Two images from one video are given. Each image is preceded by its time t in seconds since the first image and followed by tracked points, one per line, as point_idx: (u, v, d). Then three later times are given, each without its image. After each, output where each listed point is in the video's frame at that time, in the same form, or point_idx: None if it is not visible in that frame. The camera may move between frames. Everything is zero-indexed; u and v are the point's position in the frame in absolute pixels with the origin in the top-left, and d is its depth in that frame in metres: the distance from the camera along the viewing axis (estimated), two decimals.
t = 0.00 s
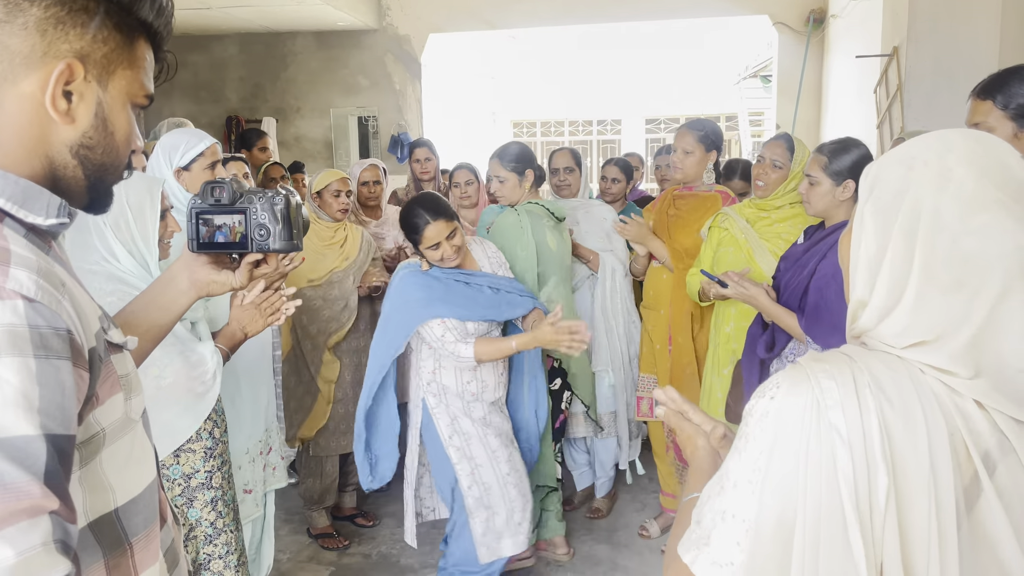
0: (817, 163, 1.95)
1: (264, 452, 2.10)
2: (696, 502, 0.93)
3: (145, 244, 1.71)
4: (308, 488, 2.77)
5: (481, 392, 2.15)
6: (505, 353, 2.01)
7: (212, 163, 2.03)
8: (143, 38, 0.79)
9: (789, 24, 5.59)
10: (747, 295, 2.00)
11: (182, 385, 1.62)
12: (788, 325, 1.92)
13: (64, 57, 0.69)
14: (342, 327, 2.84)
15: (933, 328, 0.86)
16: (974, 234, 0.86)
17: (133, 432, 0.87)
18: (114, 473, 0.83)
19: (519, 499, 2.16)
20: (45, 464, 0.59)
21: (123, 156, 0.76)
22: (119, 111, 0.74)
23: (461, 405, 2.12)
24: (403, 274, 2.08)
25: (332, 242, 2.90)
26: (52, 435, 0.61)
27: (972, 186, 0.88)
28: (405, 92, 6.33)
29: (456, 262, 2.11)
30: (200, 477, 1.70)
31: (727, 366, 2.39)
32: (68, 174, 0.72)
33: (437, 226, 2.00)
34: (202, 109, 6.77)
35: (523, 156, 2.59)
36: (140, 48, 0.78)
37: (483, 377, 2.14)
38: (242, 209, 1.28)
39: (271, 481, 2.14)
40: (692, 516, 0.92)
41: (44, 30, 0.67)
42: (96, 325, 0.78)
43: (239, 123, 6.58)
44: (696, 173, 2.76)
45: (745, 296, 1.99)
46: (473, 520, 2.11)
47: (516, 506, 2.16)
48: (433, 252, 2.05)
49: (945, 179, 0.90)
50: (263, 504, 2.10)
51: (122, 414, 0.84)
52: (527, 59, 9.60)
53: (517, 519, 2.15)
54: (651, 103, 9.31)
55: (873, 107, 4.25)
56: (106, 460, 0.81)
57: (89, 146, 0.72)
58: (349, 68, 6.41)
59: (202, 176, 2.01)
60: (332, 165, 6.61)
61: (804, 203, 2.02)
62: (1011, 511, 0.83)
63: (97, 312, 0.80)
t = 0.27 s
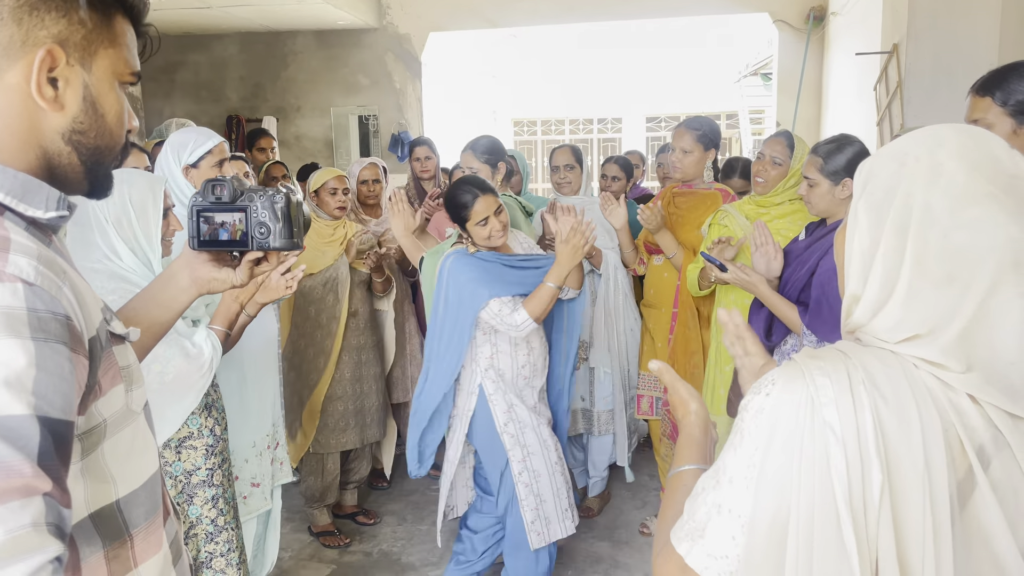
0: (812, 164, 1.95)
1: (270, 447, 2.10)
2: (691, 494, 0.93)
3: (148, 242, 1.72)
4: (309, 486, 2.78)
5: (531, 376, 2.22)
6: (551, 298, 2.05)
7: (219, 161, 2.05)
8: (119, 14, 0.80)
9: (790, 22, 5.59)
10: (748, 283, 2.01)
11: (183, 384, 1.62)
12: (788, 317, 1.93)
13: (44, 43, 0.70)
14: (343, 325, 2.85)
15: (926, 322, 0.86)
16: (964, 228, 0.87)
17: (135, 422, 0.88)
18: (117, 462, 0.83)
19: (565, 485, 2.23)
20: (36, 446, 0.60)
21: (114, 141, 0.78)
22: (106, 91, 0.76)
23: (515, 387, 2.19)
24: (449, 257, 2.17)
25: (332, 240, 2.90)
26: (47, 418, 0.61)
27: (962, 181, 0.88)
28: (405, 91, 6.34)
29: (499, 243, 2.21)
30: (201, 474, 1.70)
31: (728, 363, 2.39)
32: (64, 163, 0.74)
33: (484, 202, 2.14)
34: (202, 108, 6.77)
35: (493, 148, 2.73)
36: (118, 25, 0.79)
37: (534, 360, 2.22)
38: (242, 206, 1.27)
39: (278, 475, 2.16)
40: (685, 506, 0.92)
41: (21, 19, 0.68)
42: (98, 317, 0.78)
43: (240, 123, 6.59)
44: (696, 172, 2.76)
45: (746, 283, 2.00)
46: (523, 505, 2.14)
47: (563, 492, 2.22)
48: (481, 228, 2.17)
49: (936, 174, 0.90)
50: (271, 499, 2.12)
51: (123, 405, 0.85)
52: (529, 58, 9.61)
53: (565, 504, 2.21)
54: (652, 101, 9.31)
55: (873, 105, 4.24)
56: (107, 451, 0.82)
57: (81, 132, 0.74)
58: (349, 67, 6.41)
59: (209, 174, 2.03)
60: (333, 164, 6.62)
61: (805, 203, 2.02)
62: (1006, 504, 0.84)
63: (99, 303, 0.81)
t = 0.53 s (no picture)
0: (810, 167, 1.96)
1: (277, 444, 2.11)
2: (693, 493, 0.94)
3: (148, 243, 1.72)
4: (309, 485, 2.78)
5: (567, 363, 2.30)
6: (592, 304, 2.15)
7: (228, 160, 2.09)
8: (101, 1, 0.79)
9: (789, 20, 5.59)
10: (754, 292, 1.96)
11: (184, 384, 1.63)
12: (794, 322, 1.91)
13: (34, 35, 0.71)
14: (346, 324, 2.86)
15: (926, 321, 0.87)
16: (970, 229, 0.87)
17: (141, 421, 0.88)
18: (122, 460, 0.84)
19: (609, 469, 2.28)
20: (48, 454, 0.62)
21: (111, 128, 0.80)
22: (98, 76, 0.77)
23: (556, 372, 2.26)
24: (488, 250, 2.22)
25: (332, 240, 2.91)
26: (58, 425, 0.63)
27: (973, 181, 0.89)
28: (405, 90, 6.34)
29: (531, 235, 2.26)
30: (203, 474, 1.70)
31: (730, 362, 2.39)
32: (66, 155, 0.76)
33: (518, 193, 2.20)
34: (202, 108, 6.77)
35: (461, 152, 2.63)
36: (100, 11, 0.78)
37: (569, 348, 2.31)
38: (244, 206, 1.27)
39: (285, 473, 2.16)
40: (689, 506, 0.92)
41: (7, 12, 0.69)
42: (103, 316, 0.79)
43: (239, 123, 6.58)
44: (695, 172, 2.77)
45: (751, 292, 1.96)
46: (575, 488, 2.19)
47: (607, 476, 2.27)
48: (515, 220, 2.22)
49: (946, 174, 0.90)
50: (278, 496, 2.12)
51: (128, 404, 0.85)
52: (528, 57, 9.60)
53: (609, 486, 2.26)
54: (652, 100, 9.31)
55: (872, 103, 4.25)
56: (112, 449, 0.82)
57: (80, 121, 0.75)
58: (348, 67, 6.41)
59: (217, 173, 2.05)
60: (333, 163, 6.62)
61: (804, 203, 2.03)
62: (1005, 503, 0.84)
63: (103, 302, 0.81)
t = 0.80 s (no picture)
0: (803, 168, 1.97)
1: (284, 441, 2.12)
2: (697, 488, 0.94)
3: (150, 243, 1.72)
4: (311, 484, 2.79)
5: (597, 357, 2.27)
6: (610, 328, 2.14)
7: (236, 161, 2.15)
8: None
9: (788, 20, 5.60)
10: (755, 280, 2.00)
11: (186, 385, 1.62)
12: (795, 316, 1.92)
13: (24, 29, 0.71)
14: (349, 323, 2.88)
15: (932, 318, 0.87)
16: (975, 227, 0.88)
17: (143, 427, 0.89)
18: (125, 468, 0.84)
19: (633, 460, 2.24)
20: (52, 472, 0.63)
21: (105, 117, 0.80)
22: (89, 65, 0.77)
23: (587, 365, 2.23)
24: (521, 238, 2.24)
25: (333, 241, 2.91)
26: (62, 439, 0.64)
27: (976, 178, 0.89)
28: (404, 90, 6.34)
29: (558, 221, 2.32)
30: (204, 474, 1.71)
31: (730, 361, 2.40)
32: (68, 149, 0.77)
33: (538, 182, 2.28)
34: (201, 109, 6.77)
35: (434, 148, 2.48)
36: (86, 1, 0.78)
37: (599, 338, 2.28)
38: (245, 206, 1.28)
39: (292, 470, 2.17)
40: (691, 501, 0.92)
41: None
42: (110, 322, 0.79)
43: (238, 123, 6.58)
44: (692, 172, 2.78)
45: (752, 280, 2.00)
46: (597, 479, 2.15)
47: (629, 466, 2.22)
48: (541, 207, 2.28)
49: (948, 171, 0.91)
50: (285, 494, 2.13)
51: (132, 409, 0.85)
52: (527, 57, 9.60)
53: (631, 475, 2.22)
54: (651, 99, 9.31)
55: (871, 102, 4.26)
56: (116, 455, 0.82)
57: (77, 112, 0.76)
58: (347, 67, 6.41)
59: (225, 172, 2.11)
60: (333, 164, 6.62)
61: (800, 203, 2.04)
62: (1009, 500, 0.84)
63: (108, 308, 0.82)
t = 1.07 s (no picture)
0: (800, 171, 1.98)
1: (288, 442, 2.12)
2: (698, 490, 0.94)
3: (150, 244, 1.72)
4: (310, 485, 2.79)
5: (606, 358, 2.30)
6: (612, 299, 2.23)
7: (241, 163, 2.23)
8: None
9: (785, 20, 5.61)
10: (761, 285, 2.02)
11: (185, 386, 1.63)
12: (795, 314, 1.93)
13: (23, 29, 0.71)
14: (349, 325, 2.88)
15: (933, 315, 0.87)
16: (978, 228, 0.87)
17: (145, 426, 0.89)
18: (125, 469, 0.84)
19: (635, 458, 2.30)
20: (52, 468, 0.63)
21: (104, 118, 0.81)
22: (88, 65, 0.78)
23: (592, 364, 2.26)
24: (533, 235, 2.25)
25: (333, 243, 2.92)
26: (63, 434, 0.65)
27: (980, 178, 0.89)
28: (402, 92, 6.34)
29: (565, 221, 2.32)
30: (204, 476, 1.71)
31: (728, 362, 2.41)
32: (68, 148, 0.77)
33: (548, 182, 2.29)
34: (199, 111, 6.77)
35: (417, 150, 2.42)
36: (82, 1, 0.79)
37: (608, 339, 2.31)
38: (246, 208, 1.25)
39: (295, 471, 2.17)
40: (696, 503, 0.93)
41: None
42: (113, 321, 0.80)
43: (237, 125, 6.58)
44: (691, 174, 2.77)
45: (759, 285, 2.01)
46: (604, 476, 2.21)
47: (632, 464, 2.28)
48: (551, 206, 2.29)
49: (953, 172, 0.91)
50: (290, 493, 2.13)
51: (134, 408, 0.86)
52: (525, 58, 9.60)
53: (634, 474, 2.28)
54: (649, 100, 9.32)
55: (869, 102, 4.27)
56: (117, 454, 0.83)
57: (76, 112, 0.77)
58: (346, 69, 6.41)
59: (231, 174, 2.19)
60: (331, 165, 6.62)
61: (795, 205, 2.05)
62: (1007, 496, 0.85)
63: (112, 308, 0.82)
